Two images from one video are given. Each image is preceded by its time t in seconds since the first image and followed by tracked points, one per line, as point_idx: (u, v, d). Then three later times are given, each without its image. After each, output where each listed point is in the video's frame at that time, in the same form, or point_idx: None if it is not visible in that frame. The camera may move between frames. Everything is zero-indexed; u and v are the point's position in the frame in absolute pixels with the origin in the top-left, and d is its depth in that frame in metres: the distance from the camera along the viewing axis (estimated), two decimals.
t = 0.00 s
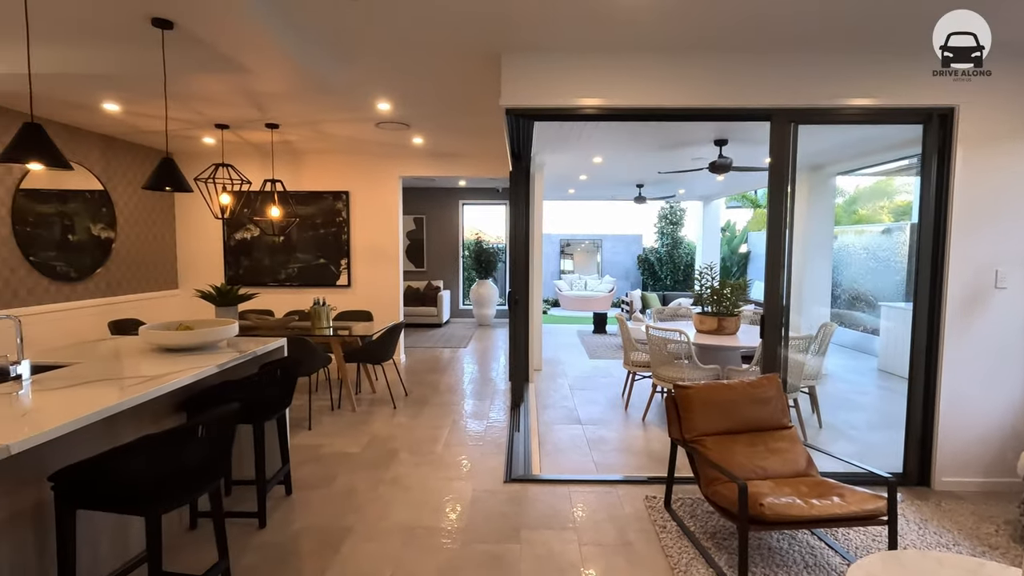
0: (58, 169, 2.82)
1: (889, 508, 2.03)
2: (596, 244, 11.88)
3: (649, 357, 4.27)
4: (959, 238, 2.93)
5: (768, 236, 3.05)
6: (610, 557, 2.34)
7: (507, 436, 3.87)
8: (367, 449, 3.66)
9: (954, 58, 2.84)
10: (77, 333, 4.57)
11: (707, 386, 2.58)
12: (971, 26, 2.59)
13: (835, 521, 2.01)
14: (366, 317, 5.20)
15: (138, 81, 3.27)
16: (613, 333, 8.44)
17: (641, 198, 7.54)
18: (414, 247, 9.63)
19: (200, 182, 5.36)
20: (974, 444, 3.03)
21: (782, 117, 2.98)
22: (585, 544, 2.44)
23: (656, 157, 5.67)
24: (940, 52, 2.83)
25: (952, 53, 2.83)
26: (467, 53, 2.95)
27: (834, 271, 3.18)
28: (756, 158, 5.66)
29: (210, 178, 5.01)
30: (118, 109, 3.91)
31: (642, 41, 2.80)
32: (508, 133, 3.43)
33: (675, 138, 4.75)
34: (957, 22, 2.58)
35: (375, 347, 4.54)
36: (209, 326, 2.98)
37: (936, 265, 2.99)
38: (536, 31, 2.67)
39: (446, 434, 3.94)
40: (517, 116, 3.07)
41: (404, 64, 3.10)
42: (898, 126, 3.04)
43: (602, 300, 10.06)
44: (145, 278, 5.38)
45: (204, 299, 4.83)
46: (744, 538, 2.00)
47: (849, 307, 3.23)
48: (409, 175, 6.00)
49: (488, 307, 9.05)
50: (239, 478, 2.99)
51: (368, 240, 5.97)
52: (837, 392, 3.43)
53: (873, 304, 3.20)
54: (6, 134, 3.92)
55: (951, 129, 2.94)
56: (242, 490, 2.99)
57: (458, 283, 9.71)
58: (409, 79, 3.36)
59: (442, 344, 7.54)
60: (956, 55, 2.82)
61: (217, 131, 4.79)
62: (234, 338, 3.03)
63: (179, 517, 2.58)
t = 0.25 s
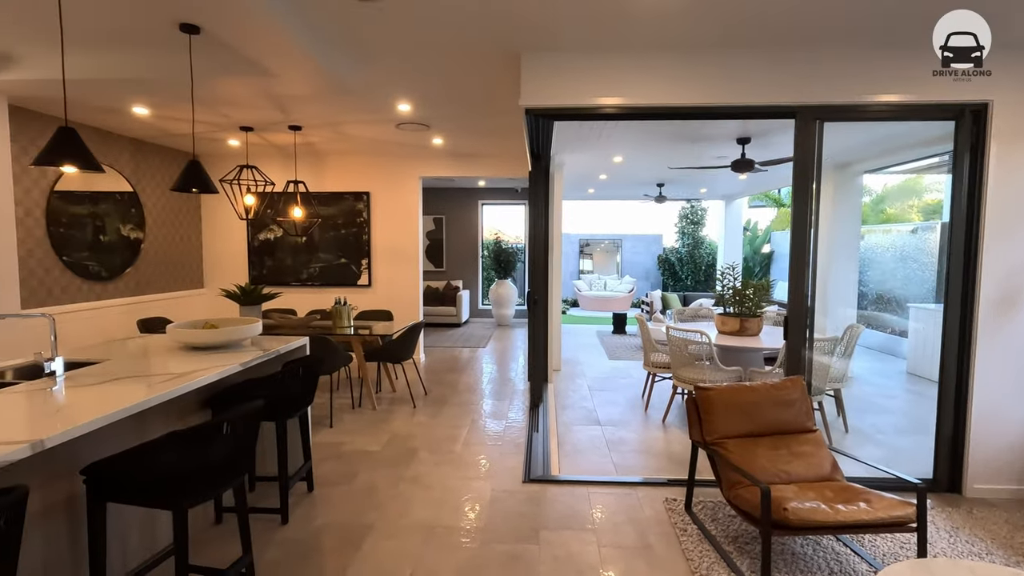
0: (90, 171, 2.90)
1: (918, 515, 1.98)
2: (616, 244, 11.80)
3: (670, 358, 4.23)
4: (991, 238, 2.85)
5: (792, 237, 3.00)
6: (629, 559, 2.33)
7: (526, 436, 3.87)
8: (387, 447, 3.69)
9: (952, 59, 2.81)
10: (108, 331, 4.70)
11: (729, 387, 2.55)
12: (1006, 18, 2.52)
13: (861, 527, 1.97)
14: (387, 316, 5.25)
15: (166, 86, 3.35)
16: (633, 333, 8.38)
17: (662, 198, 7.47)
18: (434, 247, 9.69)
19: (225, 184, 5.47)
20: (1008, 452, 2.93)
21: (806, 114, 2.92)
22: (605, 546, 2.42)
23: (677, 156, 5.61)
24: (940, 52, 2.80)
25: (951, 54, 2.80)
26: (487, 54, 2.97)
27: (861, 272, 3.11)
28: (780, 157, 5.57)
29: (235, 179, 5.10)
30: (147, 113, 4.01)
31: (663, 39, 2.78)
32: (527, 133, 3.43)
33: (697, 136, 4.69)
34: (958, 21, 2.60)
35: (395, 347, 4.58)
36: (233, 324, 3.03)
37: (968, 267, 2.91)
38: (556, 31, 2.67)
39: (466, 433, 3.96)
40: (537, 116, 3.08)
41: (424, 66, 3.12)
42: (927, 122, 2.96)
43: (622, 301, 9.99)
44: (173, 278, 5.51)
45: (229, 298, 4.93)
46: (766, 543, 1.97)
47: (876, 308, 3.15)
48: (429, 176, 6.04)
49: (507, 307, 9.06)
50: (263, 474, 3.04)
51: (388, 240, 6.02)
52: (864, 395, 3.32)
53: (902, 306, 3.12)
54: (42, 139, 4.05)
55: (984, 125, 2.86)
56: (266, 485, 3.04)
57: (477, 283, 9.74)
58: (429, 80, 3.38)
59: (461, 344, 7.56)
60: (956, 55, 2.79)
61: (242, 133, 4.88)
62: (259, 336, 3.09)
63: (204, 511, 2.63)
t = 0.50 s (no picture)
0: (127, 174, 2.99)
1: (956, 524, 1.91)
2: (639, 244, 11.69)
3: (696, 359, 4.17)
4: None
5: (823, 237, 2.93)
6: (654, 562, 2.30)
7: (549, 437, 3.86)
8: (411, 445, 3.73)
9: (953, 59, 2.73)
10: (142, 329, 4.84)
11: (756, 390, 2.50)
12: None
13: (895, 535, 1.91)
14: (411, 316, 5.30)
15: (198, 90, 3.44)
16: (657, 334, 8.30)
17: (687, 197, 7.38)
18: (457, 247, 9.74)
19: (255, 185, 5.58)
20: None
21: (838, 111, 2.86)
22: (629, 548, 2.40)
23: (702, 155, 5.53)
24: (940, 52, 2.72)
25: (952, 54, 2.72)
26: (511, 54, 2.97)
27: (895, 273, 3.07)
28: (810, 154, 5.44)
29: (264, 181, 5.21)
30: (181, 117, 4.12)
31: (689, 36, 2.75)
32: (551, 133, 3.43)
33: (723, 134, 4.62)
34: (959, 21, 2.59)
35: (418, 346, 4.61)
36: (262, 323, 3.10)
37: (1010, 268, 2.79)
38: (581, 30, 2.67)
39: (489, 433, 3.97)
40: (561, 115, 3.07)
41: (448, 67, 3.14)
42: (966, 117, 2.85)
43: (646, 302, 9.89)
44: (204, 277, 5.65)
45: (258, 298, 5.03)
46: (796, 549, 1.93)
47: (911, 310, 3.10)
48: (453, 176, 6.07)
49: (530, 307, 9.05)
50: (290, 470, 3.10)
51: (412, 240, 6.07)
52: (897, 400, 3.25)
53: (938, 308, 3.04)
54: (81, 143, 4.20)
55: None
56: (293, 481, 3.10)
57: (500, 283, 9.76)
58: (454, 81, 3.40)
59: (484, 344, 7.58)
60: (956, 55, 2.71)
61: (271, 136, 4.98)
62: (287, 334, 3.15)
63: (234, 506, 2.69)
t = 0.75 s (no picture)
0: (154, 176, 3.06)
1: (987, 532, 1.86)
2: (658, 244, 11.59)
3: (716, 361, 4.12)
4: None
5: (848, 237, 2.86)
6: (673, 565, 2.28)
7: (567, 437, 3.85)
8: (429, 444, 3.75)
9: (953, 59, 2.68)
10: (168, 327, 4.95)
11: (778, 392, 2.47)
12: None
13: (922, 542, 1.86)
14: (429, 316, 5.32)
15: (223, 93, 3.51)
16: (676, 335, 8.22)
17: (707, 197, 7.29)
18: (476, 247, 9.77)
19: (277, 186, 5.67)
20: None
21: (863, 109, 2.79)
22: (647, 550, 2.39)
23: (723, 153, 5.46)
24: (941, 52, 2.68)
25: (951, 54, 2.68)
26: (530, 54, 2.97)
27: (923, 274, 3.00)
28: (834, 152, 5.34)
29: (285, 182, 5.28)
30: (205, 119, 4.20)
31: (710, 34, 2.72)
32: (569, 133, 3.42)
33: (745, 133, 4.56)
34: (959, 21, 2.59)
35: (437, 346, 4.64)
36: (283, 322, 3.14)
37: None
38: (600, 29, 2.65)
39: (506, 433, 3.97)
40: (579, 115, 3.06)
41: (467, 68, 3.16)
42: (997, 114, 2.75)
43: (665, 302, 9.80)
44: (227, 277, 5.76)
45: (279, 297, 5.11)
46: (819, 555, 1.90)
47: (939, 312, 3.04)
48: (471, 177, 6.09)
49: (548, 307, 9.04)
50: (311, 467, 3.14)
51: (431, 240, 6.11)
52: (923, 403, 3.24)
53: (967, 309, 2.98)
54: (110, 146, 4.31)
55: None
56: (313, 478, 3.14)
57: (518, 283, 9.76)
58: (472, 82, 3.42)
59: (502, 344, 7.59)
60: (957, 55, 2.66)
61: (292, 138, 5.05)
62: (308, 333, 3.19)
63: (256, 502, 2.74)
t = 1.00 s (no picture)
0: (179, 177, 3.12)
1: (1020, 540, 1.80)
2: (678, 244, 11.48)
3: (736, 362, 4.06)
4: None
5: (874, 236, 2.80)
6: (693, 568, 2.26)
7: (585, 438, 3.84)
8: (448, 443, 3.77)
9: (952, 60, 2.62)
10: (193, 325, 5.05)
11: (801, 394, 2.43)
12: None
13: (952, 549, 1.81)
14: (447, 315, 5.35)
15: (246, 95, 3.57)
16: (696, 335, 8.13)
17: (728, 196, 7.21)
18: (493, 247, 9.79)
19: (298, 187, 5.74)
20: None
21: (890, 105, 2.73)
22: (667, 552, 2.37)
23: (744, 152, 5.39)
24: (940, 52, 2.63)
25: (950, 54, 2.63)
26: (549, 53, 2.97)
27: (952, 275, 2.94)
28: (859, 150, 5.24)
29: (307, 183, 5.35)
30: (228, 121, 4.28)
31: (732, 30, 2.69)
32: (588, 132, 3.41)
33: (767, 130, 4.49)
34: (958, 21, 2.54)
35: (455, 345, 4.65)
36: (305, 321, 3.18)
37: None
38: (620, 27, 2.64)
39: (524, 432, 3.97)
40: (599, 113, 3.05)
41: (486, 68, 3.16)
42: None
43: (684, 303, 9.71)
44: (250, 276, 5.86)
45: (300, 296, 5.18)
46: (843, 560, 1.86)
47: (969, 313, 3.02)
48: (489, 177, 6.10)
49: (566, 307, 9.01)
50: (331, 464, 3.18)
51: (449, 240, 6.13)
52: (950, 406, 3.17)
53: (998, 310, 2.99)
54: (138, 148, 4.41)
55: None
56: (333, 475, 3.18)
57: (536, 282, 9.76)
58: (491, 82, 3.42)
59: (520, 343, 7.59)
60: (957, 55, 2.61)
61: (313, 139, 5.12)
62: (328, 332, 3.23)
63: (278, 497, 2.78)
